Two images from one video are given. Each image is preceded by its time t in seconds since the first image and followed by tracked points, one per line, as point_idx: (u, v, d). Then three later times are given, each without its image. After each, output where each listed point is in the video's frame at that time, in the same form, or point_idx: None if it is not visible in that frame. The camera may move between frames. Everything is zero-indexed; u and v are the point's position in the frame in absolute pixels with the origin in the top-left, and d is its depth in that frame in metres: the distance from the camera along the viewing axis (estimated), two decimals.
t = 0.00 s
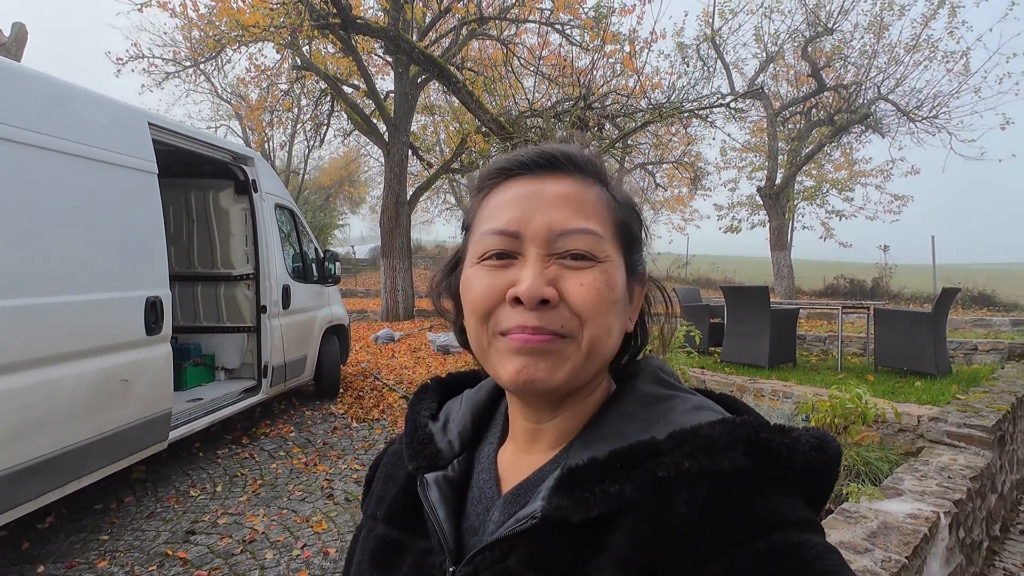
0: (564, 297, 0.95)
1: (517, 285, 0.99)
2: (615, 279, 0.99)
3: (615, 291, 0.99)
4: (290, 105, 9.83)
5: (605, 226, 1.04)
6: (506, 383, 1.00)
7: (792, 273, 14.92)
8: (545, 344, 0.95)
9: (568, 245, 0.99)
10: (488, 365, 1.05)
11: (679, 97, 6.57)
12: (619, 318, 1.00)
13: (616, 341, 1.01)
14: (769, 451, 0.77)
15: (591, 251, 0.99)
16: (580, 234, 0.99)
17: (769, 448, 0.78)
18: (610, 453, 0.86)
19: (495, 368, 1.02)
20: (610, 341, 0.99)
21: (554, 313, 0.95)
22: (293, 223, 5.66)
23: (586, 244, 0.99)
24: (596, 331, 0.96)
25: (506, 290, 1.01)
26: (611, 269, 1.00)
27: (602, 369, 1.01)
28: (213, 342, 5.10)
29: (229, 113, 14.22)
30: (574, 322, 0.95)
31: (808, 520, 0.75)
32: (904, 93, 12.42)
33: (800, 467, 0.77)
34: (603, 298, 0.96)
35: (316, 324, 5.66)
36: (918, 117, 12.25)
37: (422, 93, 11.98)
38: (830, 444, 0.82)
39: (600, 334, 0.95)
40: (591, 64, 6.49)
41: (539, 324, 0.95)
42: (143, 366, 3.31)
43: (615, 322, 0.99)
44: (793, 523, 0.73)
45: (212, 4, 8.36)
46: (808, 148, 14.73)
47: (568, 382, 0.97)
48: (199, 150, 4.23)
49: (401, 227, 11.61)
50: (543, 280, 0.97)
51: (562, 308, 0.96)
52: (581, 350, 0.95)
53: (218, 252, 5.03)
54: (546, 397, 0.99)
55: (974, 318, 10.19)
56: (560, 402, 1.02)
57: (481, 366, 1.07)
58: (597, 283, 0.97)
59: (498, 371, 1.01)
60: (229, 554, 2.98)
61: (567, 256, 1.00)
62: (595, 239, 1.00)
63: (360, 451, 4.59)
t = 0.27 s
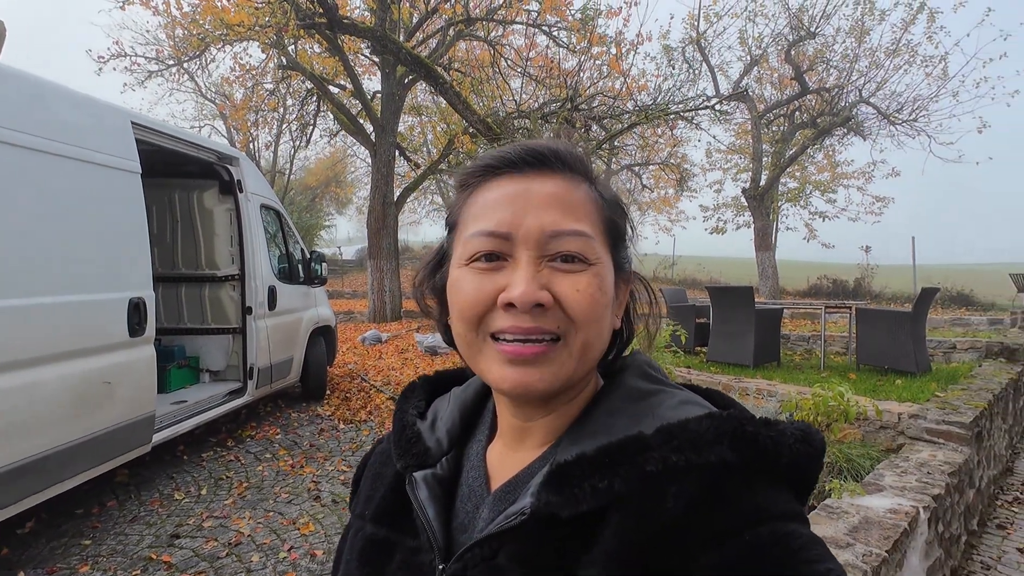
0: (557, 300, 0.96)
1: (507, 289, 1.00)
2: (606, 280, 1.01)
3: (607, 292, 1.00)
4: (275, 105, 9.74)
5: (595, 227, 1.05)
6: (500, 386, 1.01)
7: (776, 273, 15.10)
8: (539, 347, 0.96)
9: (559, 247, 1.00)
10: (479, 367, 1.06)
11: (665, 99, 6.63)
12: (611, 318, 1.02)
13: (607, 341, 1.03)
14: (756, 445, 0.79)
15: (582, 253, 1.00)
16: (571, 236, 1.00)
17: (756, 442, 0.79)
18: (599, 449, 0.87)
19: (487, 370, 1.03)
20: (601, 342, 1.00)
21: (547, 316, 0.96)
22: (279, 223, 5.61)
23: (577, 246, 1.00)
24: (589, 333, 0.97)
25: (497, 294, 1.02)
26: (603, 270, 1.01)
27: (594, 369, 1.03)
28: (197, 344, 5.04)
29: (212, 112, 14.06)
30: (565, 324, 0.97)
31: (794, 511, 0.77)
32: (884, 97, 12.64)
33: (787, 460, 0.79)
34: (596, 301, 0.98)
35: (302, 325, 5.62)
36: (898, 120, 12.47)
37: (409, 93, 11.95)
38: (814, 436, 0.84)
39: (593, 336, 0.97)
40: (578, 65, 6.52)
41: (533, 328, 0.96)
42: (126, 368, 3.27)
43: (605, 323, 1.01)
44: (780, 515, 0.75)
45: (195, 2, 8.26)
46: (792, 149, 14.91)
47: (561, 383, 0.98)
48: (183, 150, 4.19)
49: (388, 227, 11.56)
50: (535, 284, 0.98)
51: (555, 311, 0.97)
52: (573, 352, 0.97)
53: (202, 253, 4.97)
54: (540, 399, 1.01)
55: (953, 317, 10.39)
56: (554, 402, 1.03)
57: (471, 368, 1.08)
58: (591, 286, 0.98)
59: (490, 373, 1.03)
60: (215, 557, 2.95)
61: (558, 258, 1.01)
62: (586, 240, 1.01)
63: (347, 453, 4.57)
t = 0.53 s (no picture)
0: (548, 300, 0.97)
1: (498, 289, 1.01)
2: (597, 279, 1.02)
3: (597, 290, 1.01)
4: (266, 105, 9.70)
5: (586, 225, 1.06)
6: (491, 387, 1.02)
7: (767, 274, 15.21)
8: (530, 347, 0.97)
9: (550, 246, 1.01)
10: (470, 367, 1.07)
11: (657, 100, 6.66)
12: (601, 316, 1.03)
13: (597, 339, 1.03)
14: (745, 443, 0.80)
15: (573, 251, 1.01)
16: (562, 236, 1.01)
17: (745, 440, 0.80)
18: (589, 446, 0.87)
19: (479, 370, 1.04)
20: (592, 341, 1.01)
21: (538, 316, 0.97)
22: (271, 224, 5.59)
23: (567, 245, 1.01)
24: (580, 332, 0.98)
25: (487, 294, 1.02)
26: (593, 268, 1.02)
27: (585, 367, 1.03)
28: (187, 345, 5.00)
29: (204, 112, 13.99)
30: (557, 324, 0.97)
31: (782, 510, 0.78)
32: (874, 98, 12.76)
33: (775, 459, 0.80)
34: (586, 299, 0.98)
35: (294, 326, 5.59)
36: (887, 121, 12.59)
37: (401, 94, 11.93)
38: (801, 434, 0.85)
39: (583, 335, 0.98)
40: (570, 66, 6.54)
41: (523, 327, 0.97)
42: (116, 369, 3.25)
43: (595, 322, 1.02)
44: (768, 513, 0.76)
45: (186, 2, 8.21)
46: (783, 150, 15.01)
47: (551, 383, 0.99)
48: (173, 150, 4.16)
49: (380, 228, 11.54)
50: (526, 284, 0.98)
51: (546, 310, 0.97)
52: (562, 352, 0.98)
53: (192, 253, 4.94)
54: (531, 399, 1.01)
55: (942, 316, 10.52)
56: (545, 402, 1.04)
57: (463, 368, 1.08)
58: (582, 285, 0.99)
59: (482, 373, 1.03)
60: (205, 559, 2.93)
61: (549, 257, 1.01)
62: (577, 239, 1.02)
63: (339, 454, 4.55)
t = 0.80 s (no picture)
0: (543, 306, 0.97)
1: (493, 297, 1.00)
2: (593, 284, 1.01)
3: (592, 296, 1.01)
4: (261, 105, 9.67)
5: (580, 231, 1.06)
6: (487, 396, 1.01)
7: (762, 273, 15.29)
8: (525, 355, 0.96)
9: (544, 253, 1.01)
10: (466, 376, 1.06)
11: (652, 100, 6.68)
12: (597, 322, 1.03)
13: (593, 345, 1.03)
14: (741, 444, 0.80)
15: (567, 258, 1.01)
16: (557, 242, 1.01)
17: (742, 441, 0.80)
18: (587, 447, 0.87)
19: (474, 378, 1.03)
20: (588, 347, 1.01)
21: (533, 324, 0.97)
22: (265, 225, 5.57)
23: (562, 251, 1.01)
24: (574, 339, 0.98)
25: (482, 302, 1.02)
26: (588, 274, 1.02)
27: (581, 373, 1.03)
28: (181, 346, 4.97)
29: (198, 112, 13.93)
30: (552, 332, 0.97)
31: (779, 511, 0.78)
32: (867, 99, 12.84)
33: (771, 459, 0.81)
34: (581, 306, 0.98)
35: (289, 326, 5.57)
36: (880, 122, 12.67)
37: (397, 94, 11.91)
38: (797, 435, 0.86)
39: (578, 342, 0.98)
40: (565, 67, 6.55)
41: (517, 335, 0.96)
42: (110, 370, 3.23)
43: (592, 328, 1.01)
44: (766, 513, 0.76)
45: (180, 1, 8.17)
46: (777, 151, 15.08)
47: (548, 391, 0.99)
48: (167, 150, 4.13)
49: (375, 228, 11.52)
50: (521, 292, 0.98)
51: (541, 318, 0.97)
52: (559, 359, 0.97)
53: (186, 254, 4.91)
54: (527, 406, 1.00)
55: (934, 316, 10.60)
56: (541, 409, 1.03)
57: (459, 376, 1.08)
58: (577, 292, 0.98)
59: (478, 381, 1.02)
60: (199, 562, 2.92)
61: (543, 264, 1.01)
62: (571, 245, 1.02)
63: (334, 455, 4.53)
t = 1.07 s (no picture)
0: (544, 308, 0.96)
1: (493, 298, 0.99)
2: (595, 285, 1.00)
3: (594, 297, 1.00)
4: (256, 103, 9.61)
5: (582, 231, 1.05)
6: (488, 399, 1.00)
7: (758, 272, 15.32)
8: (527, 356, 0.95)
9: (545, 253, 1.00)
10: (467, 378, 1.05)
11: (648, 99, 6.66)
12: (599, 323, 1.01)
13: (596, 346, 1.02)
14: (749, 446, 0.79)
15: (567, 258, 1.00)
16: (557, 243, 1.00)
17: (748, 443, 0.80)
18: (591, 451, 0.86)
19: (476, 381, 1.02)
20: (590, 349, 0.99)
21: (533, 325, 0.95)
22: (261, 223, 5.54)
23: (562, 252, 1.00)
24: (576, 340, 0.97)
25: (483, 303, 1.01)
26: (590, 274, 1.01)
27: (583, 375, 1.02)
28: (176, 346, 4.94)
29: (192, 110, 13.84)
30: (553, 333, 0.95)
31: (786, 513, 0.78)
32: (863, 98, 12.86)
33: (777, 461, 0.80)
34: (582, 306, 0.97)
35: (284, 326, 5.54)
36: (876, 121, 12.69)
37: (393, 92, 11.87)
38: (803, 437, 0.85)
39: (580, 344, 0.96)
40: (561, 65, 6.53)
41: (519, 336, 0.95)
42: (104, 371, 3.20)
43: (594, 330, 1.00)
44: (773, 515, 0.76)
45: None
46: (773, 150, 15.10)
47: (550, 393, 0.97)
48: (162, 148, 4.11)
49: (371, 227, 11.48)
50: (521, 293, 0.97)
51: (542, 319, 0.96)
52: (560, 361, 0.96)
53: (180, 253, 4.88)
54: (530, 408, 0.99)
55: (929, 315, 10.65)
56: (543, 411, 1.02)
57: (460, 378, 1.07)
58: (578, 293, 0.97)
59: (479, 384, 1.01)
60: (194, 563, 2.90)
61: (544, 265, 1.00)
62: (572, 245, 1.01)
63: (330, 455, 4.52)
